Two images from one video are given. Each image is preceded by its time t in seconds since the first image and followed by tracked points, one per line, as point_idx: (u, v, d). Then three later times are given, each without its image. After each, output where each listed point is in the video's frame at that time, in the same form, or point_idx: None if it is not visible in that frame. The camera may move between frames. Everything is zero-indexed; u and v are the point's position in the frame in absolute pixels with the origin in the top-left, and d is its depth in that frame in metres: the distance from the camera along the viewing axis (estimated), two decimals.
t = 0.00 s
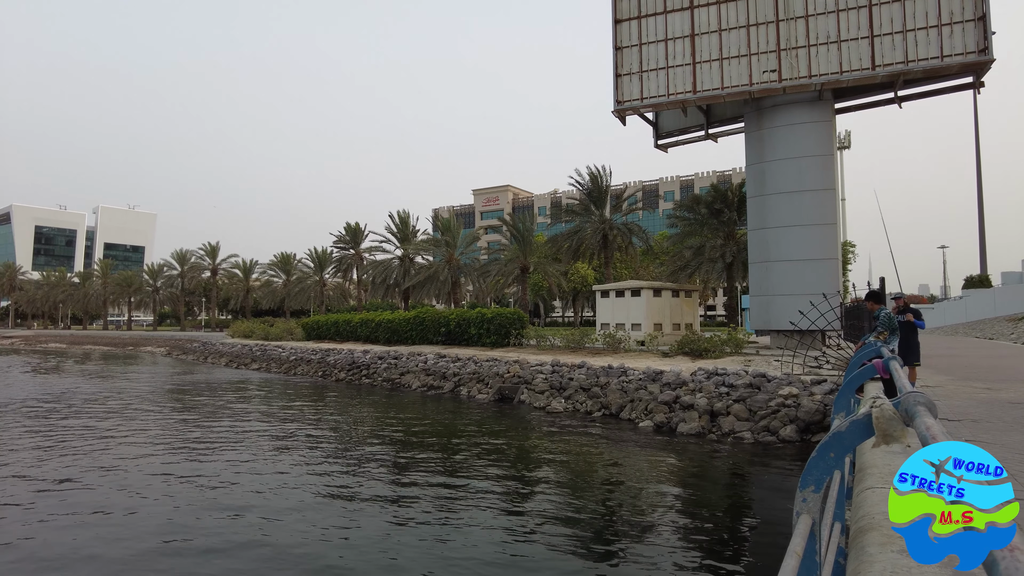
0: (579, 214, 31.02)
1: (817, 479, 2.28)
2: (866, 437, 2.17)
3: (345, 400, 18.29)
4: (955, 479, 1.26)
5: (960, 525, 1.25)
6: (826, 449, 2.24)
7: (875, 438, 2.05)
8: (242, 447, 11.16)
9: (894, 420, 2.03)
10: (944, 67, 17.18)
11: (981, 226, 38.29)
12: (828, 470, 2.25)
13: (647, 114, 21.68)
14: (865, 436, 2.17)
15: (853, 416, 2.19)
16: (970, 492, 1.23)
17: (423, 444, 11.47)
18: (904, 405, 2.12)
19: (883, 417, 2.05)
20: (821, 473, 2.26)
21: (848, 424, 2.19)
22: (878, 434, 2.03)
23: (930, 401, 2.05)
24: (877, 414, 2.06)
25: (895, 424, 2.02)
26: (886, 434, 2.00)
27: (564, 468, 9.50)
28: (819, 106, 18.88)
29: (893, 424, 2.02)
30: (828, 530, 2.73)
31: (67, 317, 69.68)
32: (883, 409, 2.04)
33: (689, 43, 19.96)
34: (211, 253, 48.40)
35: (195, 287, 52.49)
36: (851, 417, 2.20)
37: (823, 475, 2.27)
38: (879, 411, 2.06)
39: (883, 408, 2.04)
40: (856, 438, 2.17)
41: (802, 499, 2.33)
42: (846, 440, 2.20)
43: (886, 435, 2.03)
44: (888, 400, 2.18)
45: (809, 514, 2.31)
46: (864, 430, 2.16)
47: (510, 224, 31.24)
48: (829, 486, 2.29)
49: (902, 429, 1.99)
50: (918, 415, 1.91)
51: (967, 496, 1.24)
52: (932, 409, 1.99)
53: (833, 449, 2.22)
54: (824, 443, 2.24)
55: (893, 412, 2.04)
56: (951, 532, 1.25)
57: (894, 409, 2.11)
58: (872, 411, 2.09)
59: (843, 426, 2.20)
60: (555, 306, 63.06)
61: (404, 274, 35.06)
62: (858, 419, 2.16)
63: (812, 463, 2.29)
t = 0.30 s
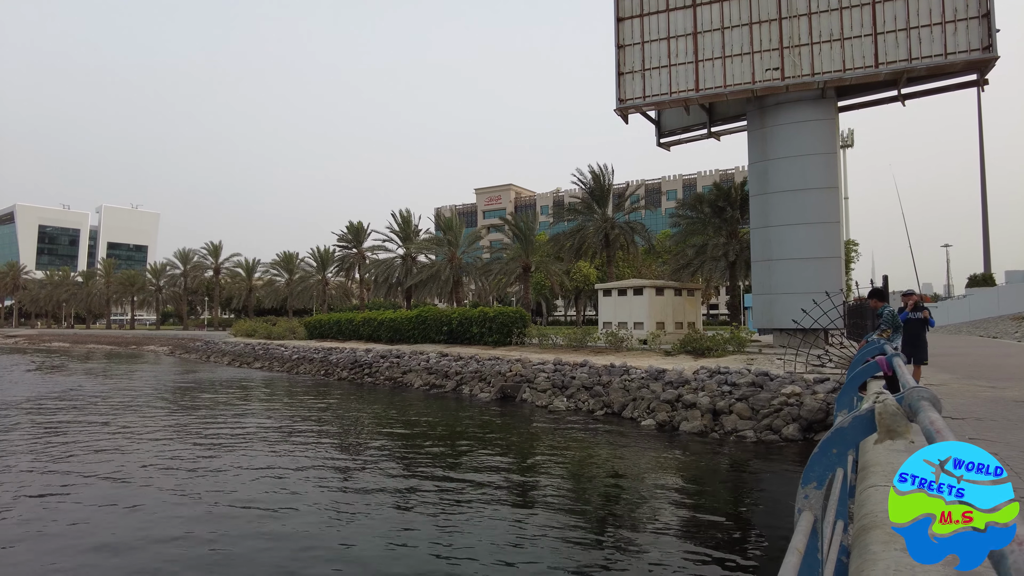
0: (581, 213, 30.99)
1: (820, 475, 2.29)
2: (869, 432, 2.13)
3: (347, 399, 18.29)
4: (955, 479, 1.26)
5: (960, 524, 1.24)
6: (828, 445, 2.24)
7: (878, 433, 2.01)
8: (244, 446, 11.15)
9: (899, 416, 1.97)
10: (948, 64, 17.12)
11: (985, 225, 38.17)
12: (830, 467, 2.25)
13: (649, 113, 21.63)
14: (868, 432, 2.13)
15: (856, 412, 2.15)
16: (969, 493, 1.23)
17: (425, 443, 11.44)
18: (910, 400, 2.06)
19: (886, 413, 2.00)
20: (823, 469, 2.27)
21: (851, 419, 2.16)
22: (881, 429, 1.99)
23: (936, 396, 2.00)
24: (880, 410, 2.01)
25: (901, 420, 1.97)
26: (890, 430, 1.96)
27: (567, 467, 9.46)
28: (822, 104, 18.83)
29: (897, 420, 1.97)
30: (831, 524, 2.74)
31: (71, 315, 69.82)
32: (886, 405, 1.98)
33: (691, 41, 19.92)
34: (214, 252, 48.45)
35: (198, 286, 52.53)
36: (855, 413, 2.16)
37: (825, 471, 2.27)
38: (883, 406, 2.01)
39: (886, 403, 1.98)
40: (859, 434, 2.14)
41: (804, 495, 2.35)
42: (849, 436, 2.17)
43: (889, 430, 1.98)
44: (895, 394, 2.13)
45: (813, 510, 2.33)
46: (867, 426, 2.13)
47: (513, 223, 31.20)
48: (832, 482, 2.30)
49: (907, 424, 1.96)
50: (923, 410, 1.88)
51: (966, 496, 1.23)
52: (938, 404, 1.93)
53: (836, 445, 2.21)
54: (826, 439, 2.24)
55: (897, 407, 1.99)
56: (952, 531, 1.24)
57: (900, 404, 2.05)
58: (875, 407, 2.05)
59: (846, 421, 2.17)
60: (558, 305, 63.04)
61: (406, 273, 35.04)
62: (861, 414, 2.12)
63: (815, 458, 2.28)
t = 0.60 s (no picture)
0: (580, 213, 31.00)
1: (802, 481, 2.37)
2: (851, 437, 2.30)
3: (345, 399, 18.28)
4: (956, 479, 1.25)
5: (960, 524, 1.25)
6: (810, 451, 2.33)
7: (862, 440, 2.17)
8: (241, 446, 11.13)
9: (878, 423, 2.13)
10: (946, 63, 17.16)
11: (982, 224, 38.28)
12: (812, 473, 2.35)
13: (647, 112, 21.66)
14: (850, 437, 2.30)
15: (839, 418, 2.32)
16: (970, 493, 1.23)
17: (424, 443, 11.45)
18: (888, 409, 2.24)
19: (868, 418, 2.17)
20: (806, 475, 2.35)
21: (834, 426, 2.31)
22: (865, 435, 2.15)
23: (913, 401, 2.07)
24: (863, 415, 2.17)
25: (881, 425, 2.13)
26: (872, 435, 2.12)
27: (566, 467, 9.47)
28: (821, 103, 18.86)
29: (879, 425, 2.13)
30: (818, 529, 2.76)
31: (69, 315, 69.65)
32: (870, 411, 2.16)
33: (689, 40, 19.94)
34: (212, 252, 48.36)
35: (196, 286, 52.41)
36: (838, 420, 2.32)
37: (806, 478, 2.36)
38: (866, 412, 2.18)
39: (869, 409, 2.16)
40: (842, 440, 2.29)
41: (786, 501, 2.43)
42: (830, 441, 2.31)
43: (872, 436, 2.14)
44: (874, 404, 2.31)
45: (794, 517, 2.39)
46: (849, 430, 2.30)
47: (511, 223, 31.17)
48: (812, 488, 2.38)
49: (888, 431, 2.11)
50: (902, 416, 1.95)
51: (967, 496, 1.24)
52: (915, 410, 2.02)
53: (818, 451, 2.31)
54: (809, 446, 2.34)
55: (878, 414, 2.14)
56: (952, 531, 1.25)
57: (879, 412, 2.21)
58: (858, 412, 2.21)
59: (829, 428, 2.31)
60: (556, 305, 63.06)
61: (405, 272, 35.02)
62: (845, 421, 2.30)
63: (797, 464, 2.38)
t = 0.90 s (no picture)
0: (572, 213, 31.07)
1: (775, 489, 2.33)
2: (823, 447, 2.22)
3: (337, 400, 18.25)
4: (955, 479, 1.36)
5: (960, 524, 1.35)
6: (782, 461, 2.28)
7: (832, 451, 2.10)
8: (233, 447, 11.10)
9: (849, 433, 2.07)
10: (935, 66, 17.30)
11: (971, 226, 38.65)
12: (785, 482, 2.30)
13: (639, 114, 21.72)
14: (823, 447, 2.22)
15: (809, 428, 2.24)
16: (970, 493, 1.34)
17: (417, 443, 11.47)
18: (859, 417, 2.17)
19: (838, 429, 2.10)
20: (778, 484, 2.31)
21: (806, 435, 2.25)
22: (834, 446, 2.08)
23: (886, 414, 1.95)
24: (833, 426, 2.10)
25: (851, 437, 2.07)
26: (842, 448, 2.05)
27: (558, 467, 9.51)
28: (811, 106, 18.97)
29: (849, 436, 2.07)
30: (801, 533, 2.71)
31: (59, 316, 69.11)
32: (839, 421, 2.08)
33: (681, 42, 20.00)
34: (204, 252, 48.12)
35: (188, 287, 52.14)
36: (808, 429, 2.25)
37: (779, 486, 2.32)
38: (835, 423, 2.10)
39: (839, 420, 2.08)
40: (814, 449, 2.22)
41: (759, 511, 2.40)
42: (803, 450, 2.25)
43: (842, 446, 2.07)
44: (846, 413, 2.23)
45: (766, 526, 2.36)
46: (821, 441, 2.22)
47: (504, 224, 31.20)
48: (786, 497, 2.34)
49: (858, 441, 2.05)
50: (868, 429, 1.83)
51: (967, 497, 1.34)
52: (885, 423, 1.91)
53: (789, 461, 2.27)
54: (781, 456, 2.29)
55: (847, 424, 2.08)
56: (951, 531, 1.34)
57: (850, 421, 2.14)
58: (828, 424, 2.14)
59: (801, 437, 2.25)
60: (549, 306, 63.20)
61: (398, 273, 34.94)
62: (815, 430, 2.22)
63: (769, 474, 2.34)
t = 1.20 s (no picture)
0: (557, 214, 31.13)
1: (741, 493, 2.04)
2: (789, 451, 1.99)
3: (321, 402, 18.13)
4: (955, 480, 2.00)
5: (960, 523, 2.02)
6: (748, 463, 2.01)
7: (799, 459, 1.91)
8: (216, 448, 11.01)
9: (815, 436, 1.93)
10: (913, 71, 17.58)
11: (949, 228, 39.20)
12: (751, 485, 2.02)
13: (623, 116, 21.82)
14: (789, 450, 2.00)
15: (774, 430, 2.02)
16: (968, 492, 1.98)
17: (402, 444, 11.48)
18: (823, 421, 2.01)
19: (803, 434, 1.94)
20: (744, 487, 2.02)
21: (772, 437, 2.01)
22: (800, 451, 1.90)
23: (850, 416, 1.96)
24: (797, 431, 1.94)
25: (815, 440, 1.93)
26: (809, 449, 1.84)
27: (542, 467, 9.57)
28: (793, 109, 19.18)
29: (812, 440, 1.93)
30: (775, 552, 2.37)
31: (37, 317, 67.91)
32: (803, 424, 1.94)
33: (664, 45, 20.13)
34: (185, 252, 47.51)
35: (169, 287, 51.44)
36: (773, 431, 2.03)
37: (744, 490, 2.03)
38: (799, 428, 1.95)
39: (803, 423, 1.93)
40: (779, 451, 1.98)
41: (724, 512, 2.07)
42: (768, 452, 2.00)
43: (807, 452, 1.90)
44: (810, 416, 2.06)
45: (733, 529, 2.04)
46: (786, 444, 2.00)
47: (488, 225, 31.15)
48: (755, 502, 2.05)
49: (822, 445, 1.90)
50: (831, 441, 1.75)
51: (965, 496, 1.98)
52: (849, 425, 1.92)
53: (755, 462, 2.00)
54: (746, 457, 2.02)
55: (814, 428, 1.94)
56: (953, 531, 2.03)
57: (816, 425, 1.99)
58: (792, 428, 1.97)
59: (765, 438, 2.00)
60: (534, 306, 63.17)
61: (382, 274, 34.74)
62: (780, 432, 2.00)
63: (735, 477, 2.06)
